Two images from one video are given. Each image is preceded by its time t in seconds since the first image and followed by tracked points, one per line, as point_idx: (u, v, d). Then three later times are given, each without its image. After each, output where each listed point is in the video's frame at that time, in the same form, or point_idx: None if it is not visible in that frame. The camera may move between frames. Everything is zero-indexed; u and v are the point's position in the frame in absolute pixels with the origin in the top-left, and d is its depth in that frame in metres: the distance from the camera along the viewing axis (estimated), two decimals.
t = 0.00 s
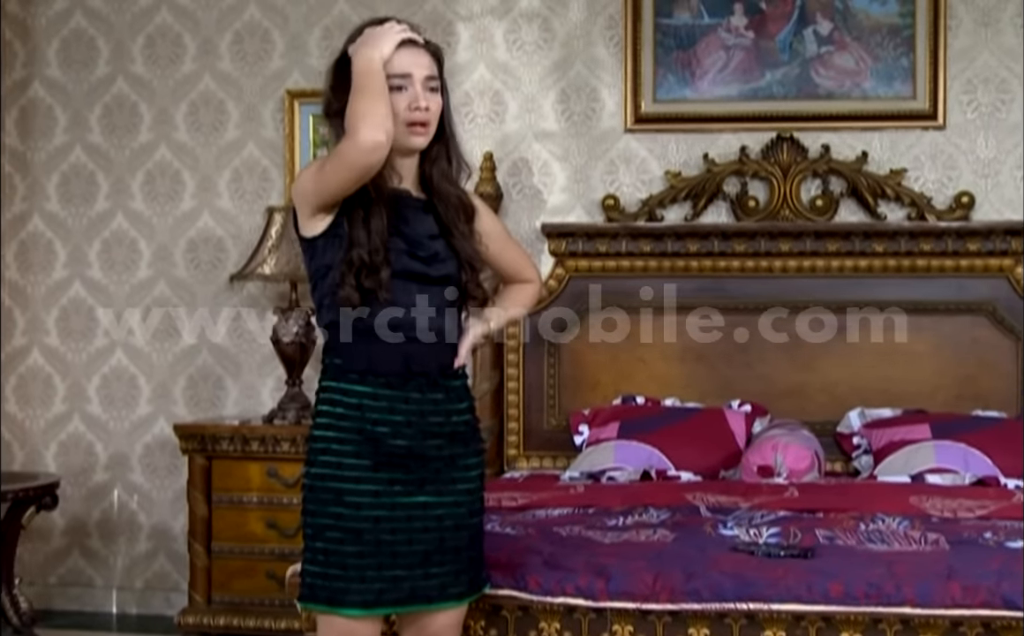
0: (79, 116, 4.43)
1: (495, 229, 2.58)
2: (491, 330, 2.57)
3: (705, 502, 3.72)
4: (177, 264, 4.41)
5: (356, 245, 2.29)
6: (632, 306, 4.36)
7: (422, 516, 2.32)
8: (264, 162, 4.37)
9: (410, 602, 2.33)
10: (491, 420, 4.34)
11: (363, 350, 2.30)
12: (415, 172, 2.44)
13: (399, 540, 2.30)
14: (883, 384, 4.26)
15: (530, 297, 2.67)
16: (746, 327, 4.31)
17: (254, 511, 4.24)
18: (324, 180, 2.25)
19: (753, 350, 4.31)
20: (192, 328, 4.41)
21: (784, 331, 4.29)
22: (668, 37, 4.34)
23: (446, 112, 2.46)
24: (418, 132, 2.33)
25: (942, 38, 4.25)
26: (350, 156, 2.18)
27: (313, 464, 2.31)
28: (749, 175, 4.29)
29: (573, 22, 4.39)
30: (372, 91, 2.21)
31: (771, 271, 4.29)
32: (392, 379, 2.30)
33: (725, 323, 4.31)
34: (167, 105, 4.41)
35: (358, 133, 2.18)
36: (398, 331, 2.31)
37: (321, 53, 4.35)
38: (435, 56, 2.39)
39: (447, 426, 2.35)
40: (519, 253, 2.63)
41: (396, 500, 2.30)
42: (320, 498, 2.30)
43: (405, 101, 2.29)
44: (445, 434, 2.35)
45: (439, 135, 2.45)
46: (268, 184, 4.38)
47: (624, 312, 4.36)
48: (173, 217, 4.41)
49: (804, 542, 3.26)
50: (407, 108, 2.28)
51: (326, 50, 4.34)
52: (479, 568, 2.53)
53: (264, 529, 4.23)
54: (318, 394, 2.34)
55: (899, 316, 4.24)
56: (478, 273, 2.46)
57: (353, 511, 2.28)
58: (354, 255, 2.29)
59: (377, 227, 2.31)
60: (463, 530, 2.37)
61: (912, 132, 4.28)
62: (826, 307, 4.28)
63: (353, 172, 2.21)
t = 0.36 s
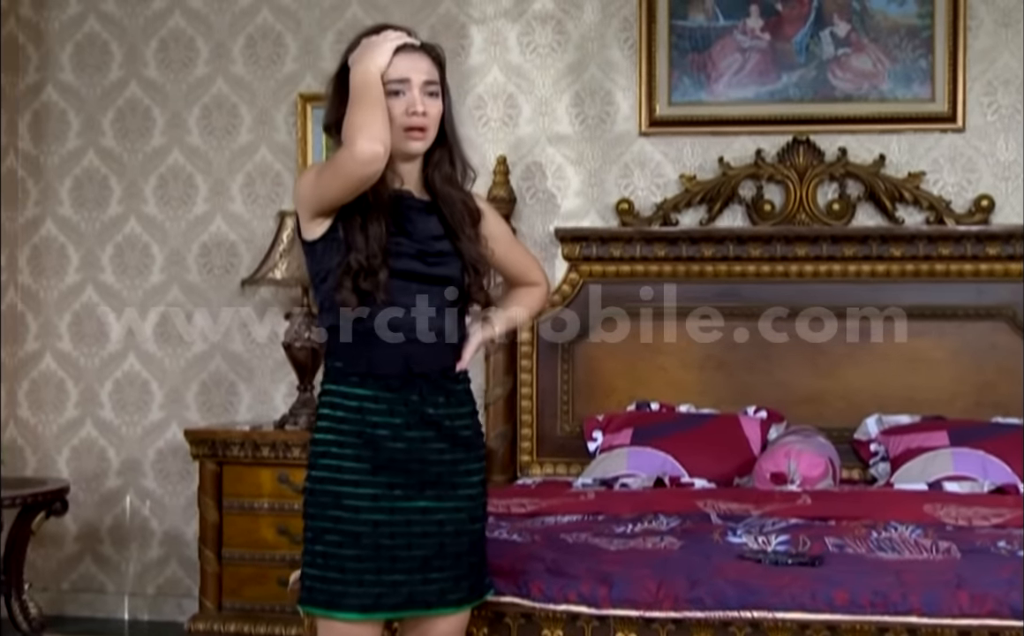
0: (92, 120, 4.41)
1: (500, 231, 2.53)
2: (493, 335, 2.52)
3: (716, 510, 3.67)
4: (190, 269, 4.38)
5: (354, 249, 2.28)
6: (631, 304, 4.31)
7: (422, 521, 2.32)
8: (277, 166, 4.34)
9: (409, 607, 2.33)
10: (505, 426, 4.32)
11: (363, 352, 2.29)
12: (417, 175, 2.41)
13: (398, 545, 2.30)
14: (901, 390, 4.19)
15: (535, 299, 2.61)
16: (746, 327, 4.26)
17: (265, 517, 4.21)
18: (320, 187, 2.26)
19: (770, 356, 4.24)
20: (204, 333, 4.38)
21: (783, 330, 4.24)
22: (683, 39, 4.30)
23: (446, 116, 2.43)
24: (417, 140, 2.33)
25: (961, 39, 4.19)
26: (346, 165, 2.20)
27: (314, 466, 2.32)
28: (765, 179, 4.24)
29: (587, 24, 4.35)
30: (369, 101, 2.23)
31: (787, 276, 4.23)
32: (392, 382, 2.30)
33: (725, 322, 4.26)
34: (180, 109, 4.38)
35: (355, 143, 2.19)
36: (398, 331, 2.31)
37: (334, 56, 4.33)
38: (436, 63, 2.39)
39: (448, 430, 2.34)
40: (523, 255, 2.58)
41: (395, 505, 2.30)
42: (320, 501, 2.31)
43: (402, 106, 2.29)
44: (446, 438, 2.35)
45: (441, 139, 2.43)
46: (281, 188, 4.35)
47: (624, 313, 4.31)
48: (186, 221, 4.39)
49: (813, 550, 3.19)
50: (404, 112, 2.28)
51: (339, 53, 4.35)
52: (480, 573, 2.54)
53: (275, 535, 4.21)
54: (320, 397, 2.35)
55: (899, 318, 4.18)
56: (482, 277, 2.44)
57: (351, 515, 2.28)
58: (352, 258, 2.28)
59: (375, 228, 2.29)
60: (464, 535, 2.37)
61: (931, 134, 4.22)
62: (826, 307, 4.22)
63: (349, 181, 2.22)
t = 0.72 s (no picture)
0: (97, 121, 4.38)
1: (495, 232, 2.47)
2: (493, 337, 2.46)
3: (721, 514, 3.61)
4: (195, 271, 4.35)
5: (346, 253, 2.27)
6: (631, 305, 4.27)
7: (414, 524, 2.29)
8: (282, 167, 4.30)
9: (401, 612, 2.29)
10: (512, 430, 4.26)
11: (356, 355, 2.27)
12: (412, 175, 2.39)
13: (390, 548, 2.27)
14: (913, 394, 4.13)
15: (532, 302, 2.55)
16: (746, 326, 4.22)
17: (269, 521, 4.18)
18: (315, 187, 2.24)
19: (779, 359, 4.19)
20: (210, 336, 4.34)
21: (783, 330, 4.19)
22: (692, 38, 4.25)
23: (443, 120, 2.41)
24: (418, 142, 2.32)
25: (975, 37, 4.13)
26: (341, 168, 2.19)
27: (306, 469, 2.30)
28: (775, 180, 4.18)
29: (596, 24, 4.29)
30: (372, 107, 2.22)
31: (798, 278, 4.17)
32: (385, 384, 2.28)
33: (725, 322, 4.23)
34: (186, 110, 4.34)
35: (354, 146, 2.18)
36: (398, 331, 2.28)
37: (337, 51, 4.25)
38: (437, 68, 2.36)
39: (442, 432, 2.31)
40: (519, 256, 2.52)
41: (388, 507, 2.27)
42: (313, 504, 2.28)
43: (406, 106, 2.28)
44: (440, 441, 2.32)
45: (438, 141, 2.41)
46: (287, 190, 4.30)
47: (625, 313, 4.27)
48: (192, 223, 4.35)
49: (817, 555, 3.12)
50: (407, 113, 2.28)
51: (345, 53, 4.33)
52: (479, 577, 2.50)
53: (279, 539, 4.17)
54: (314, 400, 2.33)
55: (900, 320, 4.13)
56: (476, 276, 2.42)
57: (344, 517, 2.26)
58: (344, 262, 2.26)
59: (368, 231, 2.27)
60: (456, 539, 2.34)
61: (944, 134, 4.16)
62: (827, 307, 4.17)
63: (344, 185, 2.21)
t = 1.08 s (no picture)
0: (100, 122, 4.34)
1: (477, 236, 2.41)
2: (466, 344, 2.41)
3: (727, 520, 3.53)
4: (199, 273, 4.30)
5: (334, 255, 2.18)
6: (631, 305, 4.19)
7: (403, 529, 2.20)
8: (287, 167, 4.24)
9: (391, 618, 2.20)
10: (518, 433, 4.22)
11: (343, 360, 2.17)
12: (394, 176, 2.31)
13: (380, 553, 2.18)
14: (928, 398, 4.04)
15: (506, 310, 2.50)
16: (746, 327, 4.14)
17: (273, 527, 4.11)
18: (303, 191, 2.16)
19: (790, 362, 4.11)
20: (213, 339, 4.29)
21: (784, 330, 4.11)
22: (702, 37, 4.18)
23: (425, 117, 2.33)
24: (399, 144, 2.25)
25: (990, 34, 4.05)
26: (332, 174, 2.10)
27: (290, 476, 2.19)
28: (785, 180, 4.11)
29: (603, 22, 4.23)
30: (356, 108, 2.13)
31: (809, 280, 4.10)
32: (372, 389, 2.18)
33: (726, 323, 4.14)
34: (190, 110, 4.30)
35: (346, 151, 2.10)
36: (398, 330, 2.22)
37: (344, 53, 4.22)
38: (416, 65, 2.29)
39: (428, 437, 2.23)
40: (499, 261, 2.46)
41: (376, 512, 2.17)
42: (298, 511, 2.18)
43: (385, 108, 2.22)
44: (426, 445, 2.23)
45: (420, 141, 2.33)
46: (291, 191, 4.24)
47: (625, 314, 4.19)
48: (195, 225, 4.30)
49: (821, 562, 3.05)
50: (388, 115, 2.22)
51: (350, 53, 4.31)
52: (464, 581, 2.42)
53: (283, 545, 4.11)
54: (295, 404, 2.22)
55: (899, 321, 4.05)
56: (460, 279, 2.33)
57: (332, 524, 2.15)
58: (332, 264, 2.18)
59: (357, 232, 2.20)
60: (445, 543, 2.25)
61: (958, 133, 4.08)
62: (828, 308, 4.10)
63: (335, 190, 2.12)
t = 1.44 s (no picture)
0: (117, 122, 4.31)
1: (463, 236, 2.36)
2: (460, 346, 2.34)
3: (745, 525, 3.45)
4: (216, 275, 4.25)
5: (319, 258, 2.12)
6: (631, 307, 4.14)
7: (391, 533, 2.12)
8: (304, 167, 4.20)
9: (380, 623, 2.12)
10: (538, 437, 4.14)
11: (328, 363, 2.10)
12: (382, 180, 2.26)
13: (367, 557, 2.10)
14: (956, 401, 3.94)
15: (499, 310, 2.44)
16: (744, 327, 4.07)
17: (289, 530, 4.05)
18: (290, 200, 2.09)
19: (814, 364, 4.03)
20: (230, 341, 4.25)
21: (783, 330, 4.05)
22: (724, 33, 4.11)
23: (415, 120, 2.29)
24: (388, 148, 2.20)
25: (1019, 29, 3.96)
26: (316, 178, 2.04)
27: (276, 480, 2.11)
28: (809, 180, 4.04)
29: (624, 19, 4.17)
30: (344, 110, 2.08)
31: (833, 281, 4.02)
32: (357, 393, 2.10)
33: (726, 323, 4.08)
34: (206, 110, 4.26)
35: (332, 157, 2.04)
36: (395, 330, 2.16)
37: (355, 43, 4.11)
38: (409, 67, 2.24)
39: (416, 440, 2.15)
40: (487, 262, 2.41)
41: (364, 516, 2.10)
42: (285, 515, 2.10)
43: (375, 111, 2.17)
44: (415, 448, 2.15)
45: (409, 144, 2.28)
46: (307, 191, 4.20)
47: (624, 313, 4.14)
48: (212, 225, 4.26)
49: (836, 568, 2.97)
50: (377, 118, 2.17)
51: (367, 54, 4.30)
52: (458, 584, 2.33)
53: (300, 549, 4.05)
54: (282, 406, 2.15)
55: (897, 321, 3.98)
56: (448, 283, 2.26)
57: (318, 528, 2.08)
58: (317, 268, 2.11)
59: (343, 234, 2.13)
60: (435, 546, 2.17)
61: (987, 131, 3.99)
62: (827, 308, 4.02)
63: (319, 195, 2.06)
